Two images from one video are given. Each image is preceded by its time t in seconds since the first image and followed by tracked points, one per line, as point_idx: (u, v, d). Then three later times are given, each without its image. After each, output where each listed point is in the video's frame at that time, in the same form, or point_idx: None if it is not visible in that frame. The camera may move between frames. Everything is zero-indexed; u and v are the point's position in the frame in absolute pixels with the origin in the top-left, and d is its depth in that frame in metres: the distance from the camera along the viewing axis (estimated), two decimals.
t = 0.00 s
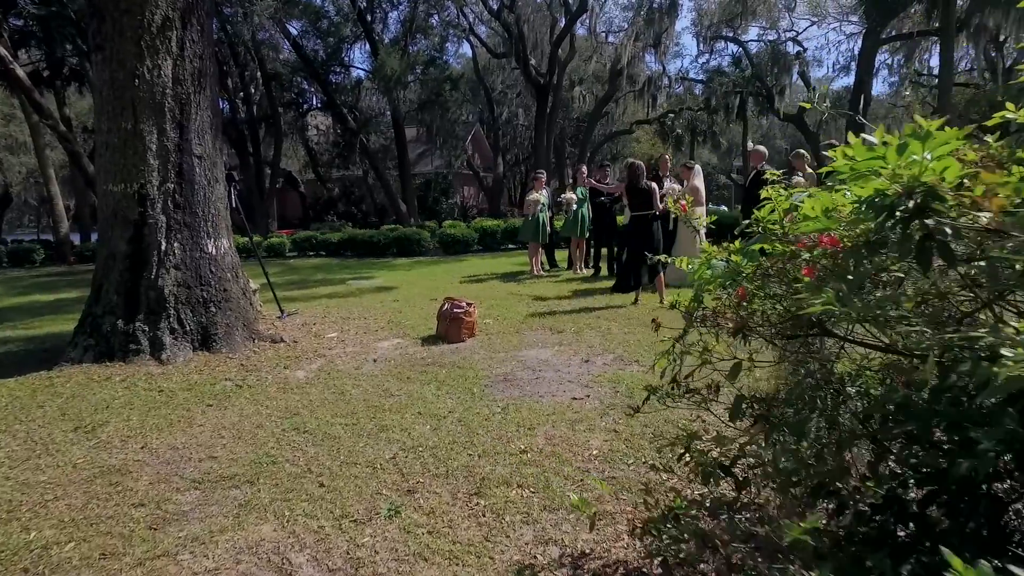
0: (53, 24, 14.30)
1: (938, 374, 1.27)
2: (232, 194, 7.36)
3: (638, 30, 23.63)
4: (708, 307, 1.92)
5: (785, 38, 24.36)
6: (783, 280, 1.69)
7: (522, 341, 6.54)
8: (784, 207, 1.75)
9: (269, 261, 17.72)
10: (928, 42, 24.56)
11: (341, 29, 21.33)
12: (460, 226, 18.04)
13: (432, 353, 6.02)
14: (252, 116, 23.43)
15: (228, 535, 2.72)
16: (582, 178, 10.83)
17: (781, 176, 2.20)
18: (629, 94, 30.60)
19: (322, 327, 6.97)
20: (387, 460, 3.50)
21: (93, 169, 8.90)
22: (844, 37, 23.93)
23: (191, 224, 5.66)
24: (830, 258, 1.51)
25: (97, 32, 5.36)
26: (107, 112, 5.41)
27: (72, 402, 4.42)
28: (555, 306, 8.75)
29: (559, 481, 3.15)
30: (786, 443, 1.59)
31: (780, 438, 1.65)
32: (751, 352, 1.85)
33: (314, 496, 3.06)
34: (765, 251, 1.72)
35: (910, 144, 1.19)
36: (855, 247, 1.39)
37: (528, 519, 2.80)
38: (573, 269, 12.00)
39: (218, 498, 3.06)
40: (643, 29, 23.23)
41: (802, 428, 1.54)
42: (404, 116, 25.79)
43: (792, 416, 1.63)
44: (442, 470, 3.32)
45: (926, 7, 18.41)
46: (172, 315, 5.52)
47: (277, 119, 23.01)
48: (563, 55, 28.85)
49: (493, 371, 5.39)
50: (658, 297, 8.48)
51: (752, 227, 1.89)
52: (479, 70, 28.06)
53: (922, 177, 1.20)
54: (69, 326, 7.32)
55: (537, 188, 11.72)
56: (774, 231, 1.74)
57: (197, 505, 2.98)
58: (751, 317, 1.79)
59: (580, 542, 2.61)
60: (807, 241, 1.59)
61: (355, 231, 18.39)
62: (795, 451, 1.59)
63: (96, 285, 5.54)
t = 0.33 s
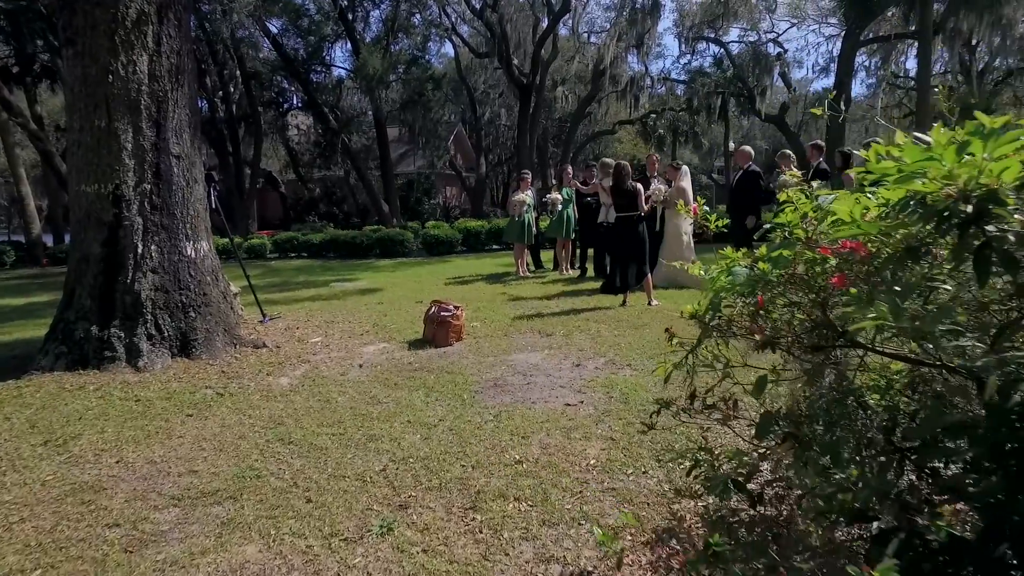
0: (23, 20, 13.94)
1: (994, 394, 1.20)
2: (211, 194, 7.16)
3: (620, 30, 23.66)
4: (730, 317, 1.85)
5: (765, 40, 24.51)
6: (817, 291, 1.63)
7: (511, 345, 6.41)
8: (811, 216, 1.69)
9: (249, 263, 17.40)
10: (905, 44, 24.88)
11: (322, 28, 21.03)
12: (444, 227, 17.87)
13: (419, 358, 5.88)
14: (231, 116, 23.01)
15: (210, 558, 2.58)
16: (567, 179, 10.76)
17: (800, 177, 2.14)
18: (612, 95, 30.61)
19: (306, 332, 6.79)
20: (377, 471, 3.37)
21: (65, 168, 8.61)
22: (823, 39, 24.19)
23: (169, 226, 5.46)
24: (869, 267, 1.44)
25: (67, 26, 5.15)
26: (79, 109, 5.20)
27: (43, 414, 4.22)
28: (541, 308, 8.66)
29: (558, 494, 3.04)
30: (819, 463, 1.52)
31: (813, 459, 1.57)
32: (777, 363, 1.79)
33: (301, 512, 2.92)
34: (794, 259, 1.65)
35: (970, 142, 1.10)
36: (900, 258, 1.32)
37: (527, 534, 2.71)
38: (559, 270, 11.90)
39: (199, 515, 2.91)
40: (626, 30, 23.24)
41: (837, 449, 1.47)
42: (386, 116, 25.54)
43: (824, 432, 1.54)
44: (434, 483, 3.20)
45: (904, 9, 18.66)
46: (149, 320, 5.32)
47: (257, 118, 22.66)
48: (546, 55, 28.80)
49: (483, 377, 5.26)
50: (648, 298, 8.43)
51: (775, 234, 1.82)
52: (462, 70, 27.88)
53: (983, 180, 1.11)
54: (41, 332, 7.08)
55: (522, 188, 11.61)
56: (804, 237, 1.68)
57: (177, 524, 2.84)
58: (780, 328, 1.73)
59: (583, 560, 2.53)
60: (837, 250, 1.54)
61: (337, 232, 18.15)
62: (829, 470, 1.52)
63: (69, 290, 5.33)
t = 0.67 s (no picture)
0: None
1: None
2: (191, 194, 6.95)
3: (604, 30, 23.65)
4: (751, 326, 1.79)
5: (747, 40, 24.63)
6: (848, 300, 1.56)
7: (501, 348, 6.29)
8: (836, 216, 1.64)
9: (231, 264, 17.10)
10: (883, 46, 25.17)
11: (303, 26, 20.74)
12: (428, 227, 17.70)
13: (407, 363, 5.73)
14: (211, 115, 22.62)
15: None
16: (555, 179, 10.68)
17: (820, 176, 2.10)
18: (596, 95, 30.57)
19: (290, 336, 6.61)
20: (368, 483, 3.24)
21: (37, 166, 8.32)
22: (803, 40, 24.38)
23: (147, 228, 5.26)
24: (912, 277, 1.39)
25: (38, 18, 4.94)
26: (50, 106, 4.99)
27: (14, 425, 4.03)
28: (530, 309, 8.56)
29: (558, 507, 2.94)
30: (858, 485, 1.45)
31: (850, 481, 1.49)
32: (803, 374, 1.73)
33: (290, 529, 2.79)
34: (825, 266, 1.59)
35: None
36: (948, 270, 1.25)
37: (529, 550, 2.61)
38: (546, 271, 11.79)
39: (181, 534, 2.76)
40: (610, 29, 23.21)
41: (881, 470, 1.39)
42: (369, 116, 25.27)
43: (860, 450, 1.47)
44: (429, 496, 3.08)
45: (884, 11, 18.83)
46: (126, 325, 5.12)
47: (237, 117, 22.31)
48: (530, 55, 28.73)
49: (474, 381, 5.13)
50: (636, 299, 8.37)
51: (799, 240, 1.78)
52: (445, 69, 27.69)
53: None
54: (13, 337, 6.83)
55: (509, 188, 11.50)
56: (833, 241, 1.62)
57: (158, 544, 2.70)
58: (806, 338, 1.65)
59: None
60: (866, 254, 1.50)
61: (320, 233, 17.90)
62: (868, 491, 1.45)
63: (42, 294, 5.12)
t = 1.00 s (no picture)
0: None
1: None
2: (173, 194, 6.75)
3: (589, 30, 23.58)
4: (784, 337, 1.71)
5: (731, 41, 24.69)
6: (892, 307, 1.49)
7: (493, 351, 6.16)
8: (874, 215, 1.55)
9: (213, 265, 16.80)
10: (865, 48, 25.36)
11: (286, 24, 20.45)
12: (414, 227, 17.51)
13: (398, 366, 5.58)
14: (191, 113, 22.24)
15: None
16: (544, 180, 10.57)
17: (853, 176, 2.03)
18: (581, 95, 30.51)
19: (277, 339, 6.43)
20: (363, 496, 3.09)
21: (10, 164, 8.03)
22: (786, 41, 24.51)
23: (127, 229, 5.07)
24: (960, 279, 1.34)
25: (8, 9, 4.74)
26: (23, 101, 4.78)
27: None
28: (519, 310, 8.45)
29: (563, 519, 2.84)
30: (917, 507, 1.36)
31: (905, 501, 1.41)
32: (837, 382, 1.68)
33: (281, 546, 2.65)
34: (866, 270, 1.50)
35: None
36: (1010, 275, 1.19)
37: (535, 567, 2.51)
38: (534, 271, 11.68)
39: (165, 552, 2.62)
40: (594, 29, 23.14)
41: (940, 492, 1.32)
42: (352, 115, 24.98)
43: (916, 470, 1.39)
44: (427, 508, 2.95)
45: (866, 13, 18.95)
46: (105, 330, 4.92)
47: (218, 116, 21.94)
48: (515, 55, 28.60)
49: (467, 386, 5.00)
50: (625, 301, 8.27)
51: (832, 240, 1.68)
52: (429, 68, 27.47)
53: None
54: None
55: (497, 189, 11.34)
56: (873, 243, 1.55)
57: (139, 565, 2.55)
58: (846, 348, 1.58)
59: None
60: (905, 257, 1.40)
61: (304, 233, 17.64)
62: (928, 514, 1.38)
63: (15, 298, 4.91)
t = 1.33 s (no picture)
0: None
1: None
2: (155, 193, 6.53)
3: (573, 30, 23.50)
4: (822, 347, 1.68)
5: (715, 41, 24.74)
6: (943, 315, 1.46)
7: (486, 354, 6.02)
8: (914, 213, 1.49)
9: (194, 267, 16.47)
10: (847, 49, 25.58)
11: (268, 22, 20.13)
12: (399, 227, 17.32)
13: (388, 371, 5.42)
14: (171, 112, 21.80)
15: None
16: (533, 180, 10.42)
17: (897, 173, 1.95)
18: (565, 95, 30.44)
19: (263, 343, 6.24)
20: (359, 509, 2.96)
21: None
22: (770, 42, 24.63)
23: (105, 230, 4.87)
24: None
25: None
26: None
27: None
28: (510, 311, 8.32)
29: (571, 531, 2.73)
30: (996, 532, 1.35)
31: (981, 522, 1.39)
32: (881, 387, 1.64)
33: (275, 567, 2.51)
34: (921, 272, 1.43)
35: None
36: None
37: None
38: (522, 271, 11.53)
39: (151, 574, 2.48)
40: (580, 29, 23.07)
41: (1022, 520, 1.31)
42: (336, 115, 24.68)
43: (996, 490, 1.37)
44: (427, 522, 2.82)
45: (848, 15, 19.06)
46: (83, 335, 4.72)
47: (199, 115, 21.56)
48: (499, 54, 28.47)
49: (462, 390, 4.86)
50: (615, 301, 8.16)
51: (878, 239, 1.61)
52: (413, 67, 27.22)
53: None
54: None
55: (485, 189, 11.16)
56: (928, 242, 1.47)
57: None
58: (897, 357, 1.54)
59: None
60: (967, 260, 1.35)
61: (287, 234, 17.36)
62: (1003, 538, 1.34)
63: None
